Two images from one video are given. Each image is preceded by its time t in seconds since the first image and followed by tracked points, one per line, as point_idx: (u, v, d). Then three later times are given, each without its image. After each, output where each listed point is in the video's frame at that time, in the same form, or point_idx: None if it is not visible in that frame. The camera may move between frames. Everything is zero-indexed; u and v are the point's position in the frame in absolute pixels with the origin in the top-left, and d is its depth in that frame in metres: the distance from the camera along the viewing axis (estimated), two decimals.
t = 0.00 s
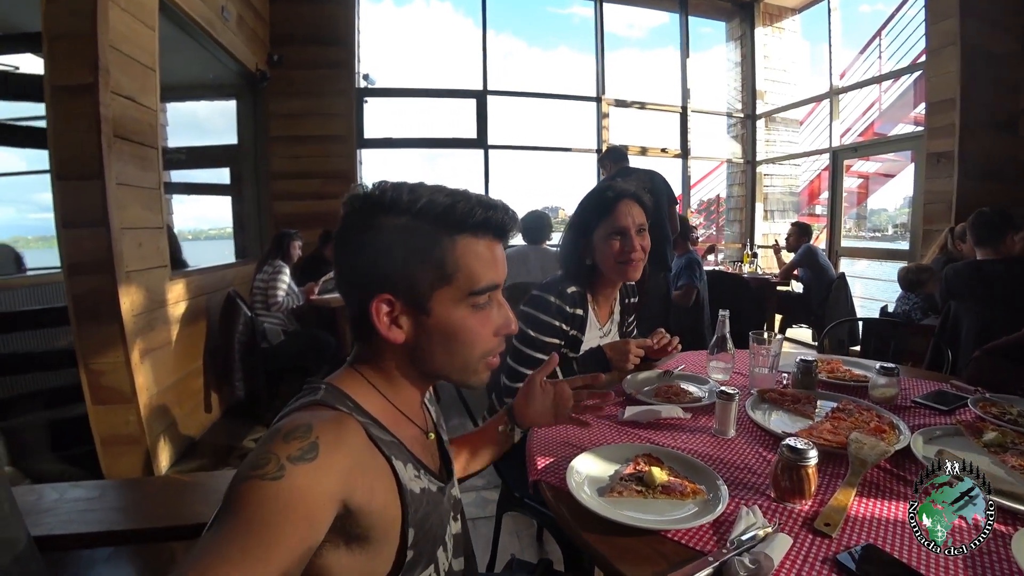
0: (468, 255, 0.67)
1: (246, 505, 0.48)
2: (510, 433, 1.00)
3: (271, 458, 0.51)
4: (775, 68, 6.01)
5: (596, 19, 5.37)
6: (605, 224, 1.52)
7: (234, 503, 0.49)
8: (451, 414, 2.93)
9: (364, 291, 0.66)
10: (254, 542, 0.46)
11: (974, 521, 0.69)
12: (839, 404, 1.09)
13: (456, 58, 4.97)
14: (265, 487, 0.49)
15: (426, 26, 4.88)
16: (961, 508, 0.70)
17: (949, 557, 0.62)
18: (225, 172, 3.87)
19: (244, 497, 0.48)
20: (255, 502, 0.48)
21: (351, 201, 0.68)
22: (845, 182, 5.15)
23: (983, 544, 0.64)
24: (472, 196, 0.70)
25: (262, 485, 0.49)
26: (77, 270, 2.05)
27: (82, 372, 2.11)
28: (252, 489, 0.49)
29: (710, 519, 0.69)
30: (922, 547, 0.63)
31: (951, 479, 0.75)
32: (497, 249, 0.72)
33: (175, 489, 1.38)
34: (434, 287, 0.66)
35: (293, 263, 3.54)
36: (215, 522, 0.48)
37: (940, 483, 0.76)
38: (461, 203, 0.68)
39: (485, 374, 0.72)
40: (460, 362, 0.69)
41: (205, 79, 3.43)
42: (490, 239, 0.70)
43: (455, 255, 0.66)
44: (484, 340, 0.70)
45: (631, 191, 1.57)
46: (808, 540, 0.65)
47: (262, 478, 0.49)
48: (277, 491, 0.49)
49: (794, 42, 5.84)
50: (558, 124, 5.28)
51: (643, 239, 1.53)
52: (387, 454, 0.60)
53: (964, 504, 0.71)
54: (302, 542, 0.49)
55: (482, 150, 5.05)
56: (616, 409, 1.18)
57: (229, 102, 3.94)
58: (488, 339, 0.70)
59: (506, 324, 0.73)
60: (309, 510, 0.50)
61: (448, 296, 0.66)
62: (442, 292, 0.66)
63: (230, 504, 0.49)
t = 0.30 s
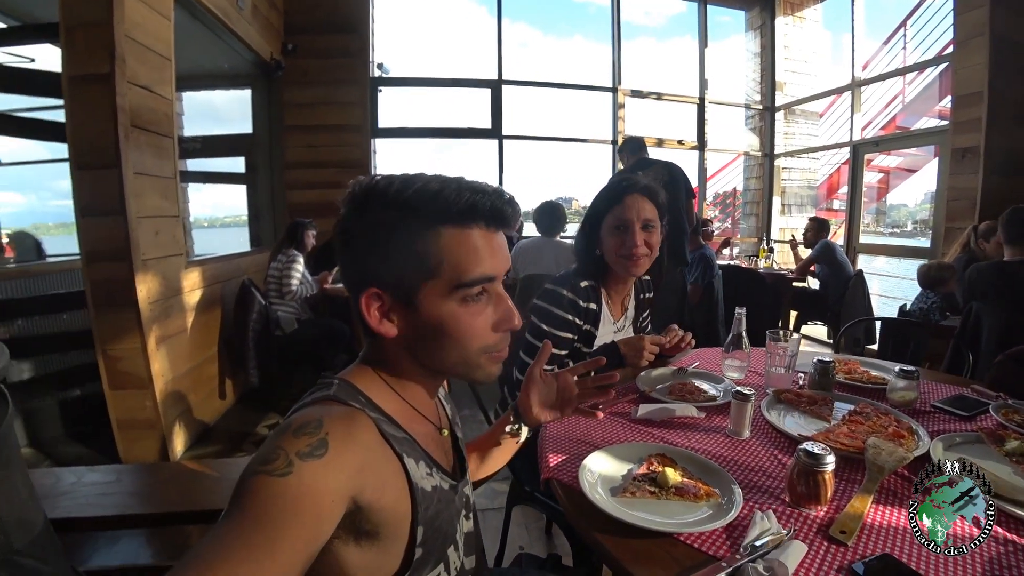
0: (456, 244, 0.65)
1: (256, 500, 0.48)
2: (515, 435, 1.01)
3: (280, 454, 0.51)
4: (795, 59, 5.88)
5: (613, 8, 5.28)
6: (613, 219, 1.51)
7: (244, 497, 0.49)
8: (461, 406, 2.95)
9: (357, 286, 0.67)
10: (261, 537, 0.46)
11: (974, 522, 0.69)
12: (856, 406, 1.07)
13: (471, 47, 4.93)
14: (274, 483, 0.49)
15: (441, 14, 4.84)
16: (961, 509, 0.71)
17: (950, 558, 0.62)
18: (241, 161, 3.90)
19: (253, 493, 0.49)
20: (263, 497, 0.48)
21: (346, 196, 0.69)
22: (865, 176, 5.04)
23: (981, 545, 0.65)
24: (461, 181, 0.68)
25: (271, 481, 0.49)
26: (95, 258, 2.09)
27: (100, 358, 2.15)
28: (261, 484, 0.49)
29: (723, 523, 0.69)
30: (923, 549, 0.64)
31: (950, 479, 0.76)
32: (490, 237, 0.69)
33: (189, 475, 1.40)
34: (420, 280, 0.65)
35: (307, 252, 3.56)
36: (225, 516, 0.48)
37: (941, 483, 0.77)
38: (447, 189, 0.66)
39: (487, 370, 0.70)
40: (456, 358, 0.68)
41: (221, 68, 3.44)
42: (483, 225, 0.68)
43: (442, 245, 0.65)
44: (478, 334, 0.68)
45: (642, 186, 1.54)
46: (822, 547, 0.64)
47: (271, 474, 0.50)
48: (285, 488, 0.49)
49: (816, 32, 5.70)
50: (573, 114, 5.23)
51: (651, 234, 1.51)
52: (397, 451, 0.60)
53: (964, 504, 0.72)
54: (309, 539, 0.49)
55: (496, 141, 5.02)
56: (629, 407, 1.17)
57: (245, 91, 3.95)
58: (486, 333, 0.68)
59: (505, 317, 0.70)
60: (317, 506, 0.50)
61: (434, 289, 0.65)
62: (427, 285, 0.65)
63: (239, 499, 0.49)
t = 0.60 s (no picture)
0: (437, 238, 0.65)
1: (263, 490, 0.49)
2: (514, 411, 1.00)
3: (286, 444, 0.52)
4: (806, 51, 5.79)
5: None
6: (614, 213, 1.51)
7: (251, 487, 0.49)
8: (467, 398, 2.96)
9: (347, 284, 0.68)
10: (269, 527, 0.47)
11: (975, 522, 0.68)
12: (862, 403, 1.07)
13: (478, 39, 4.90)
14: (280, 473, 0.49)
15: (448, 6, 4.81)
16: (962, 509, 0.70)
17: (952, 559, 0.62)
18: (248, 154, 3.91)
19: (260, 483, 0.49)
20: (271, 487, 0.49)
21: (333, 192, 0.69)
22: (876, 169, 4.97)
23: (983, 547, 0.64)
24: (441, 174, 0.67)
25: (277, 471, 0.50)
26: (106, 251, 2.11)
27: (110, 349, 2.18)
28: (268, 474, 0.50)
29: (725, 518, 0.69)
30: (922, 548, 0.63)
31: (951, 479, 0.76)
32: (475, 229, 0.68)
33: (197, 465, 1.42)
34: (404, 276, 0.64)
35: (314, 245, 3.58)
36: (233, 506, 0.49)
37: (941, 483, 0.76)
38: (426, 182, 0.65)
39: (478, 366, 0.70)
40: (445, 353, 0.68)
41: (228, 61, 3.45)
42: (465, 218, 0.67)
43: (423, 239, 0.64)
44: (465, 329, 0.68)
45: (645, 180, 1.53)
46: (826, 544, 0.64)
47: (278, 464, 0.50)
48: (291, 478, 0.49)
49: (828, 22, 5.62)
50: (581, 107, 5.19)
51: (650, 228, 1.49)
52: (402, 441, 0.60)
53: (964, 505, 0.71)
54: (317, 529, 0.49)
55: (503, 134, 5.00)
56: (634, 401, 1.17)
57: (253, 84, 3.96)
58: (474, 328, 0.68)
59: (494, 313, 0.70)
60: (323, 496, 0.50)
61: (417, 285, 0.65)
62: (412, 281, 0.65)
63: (247, 489, 0.50)
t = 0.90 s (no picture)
0: (437, 228, 0.65)
1: (271, 485, 0.50)
2: (524, 411, 1.00)
3: (295, 440, 0.53)
4: (820, 46, 5.70)
5: None
6: (622, 210, 1.51)
7: (260, 483, 0.50)
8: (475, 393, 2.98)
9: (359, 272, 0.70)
10: (277, 521, 0.48)
11: (975, 521, 0.69)
12: (869, 404, 1.06)
13: (487, 33, 4.88)
14: (289, 469, 0.50)
15: None
16: (961, 508, 0.71)
17: (949, 558, 0.62)
18: (258, 147, 3.93)
19: (269, 478, 0.50)
20: (279, 482, 0.50)
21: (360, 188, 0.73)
22: (889, 167, 4.90)
23: (982, 545, 0.65)
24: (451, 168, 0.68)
25: (285, 467, 0.51)
26: (118, 244, 2.14)
27: (123, 341, 2.22)
28: (277, 470, 0.51)
29: (728, 519, 0.69)
30: (922, 548, 0.64)
31: (952, 479, 0.76)
32: (478, 222, 0.67)
33: (206, 456, 1.44)
34: (403, 264, 0.64)
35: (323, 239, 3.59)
36: (242, 500, 0.50)
37: (942, 483, 0.77)
38: (438, 176, 0.66)
39: (470, 363, 0.68)
40: (435, 344, 0.66)
41: (239, 55, 3.46)
42: (472, 212, 0.67)
43: (425, 229, 0.64)
44: (457, 322, 0.66)
45: (654, 178, 1.52)
46: (830, 547, 0.64)
47: (287, 459, 0.51)
48: (299, 473, 0.50)
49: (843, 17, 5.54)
50: (591, 101, 5.17)
51: (657, 226, 1.49)
52: (409, 438, 0.61)
53: (964, 504, 0.72)
54: (324, 524, 0.50)
55: (512, 128, 4.98)
56: (640, 399, 1.17)
57: (263, 78, 3.98)
58: (463, 326, 0.66)
59: (489, 310, 0.67)
60: (331, 491, 0.51)
61: (415, 273, 0.64)
62: (411, 269, 0.64)
63: (256, 484, 0.51)
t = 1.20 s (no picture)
0: (444, 214, 0.66)
1: (273, 469, 0.50)
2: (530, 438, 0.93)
3: (298, 427, 0.53)
4: (826, 36, 5.63)
5: None
6: (627, 201, 1.51)
7: (263, 467, 0.51)
8: (481, 388, 2.99)
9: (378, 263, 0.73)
10: (275, 505, 0.48)
11: (975, 522, 0.67)
12: (876, 394, 1.06)
13: (490, 27, 4.86)
14: (289, 454, 0.51)
15: None
16: (961, 508, 0.69)
17: (949, 558, 0.60)
18: (262, 145, 3.94)
19: (271, 463, 0.51)
20: (281, 467, 0.50)
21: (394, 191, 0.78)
22: (896, 158, 4.84)
23: (983, 546, 0.62)
24: (463, 164, 0.71)
25: (287, 452, 0.51)
26: (125, 243, 2.15)
27: (130, 338, 2.24)
28: (279, 455, 0.51)
29: (734, 508, 0.69)
30: (921, 549, 0.62)
31: (951, 479, 0.75)
32: (482, 208, 0.68)
33: (214, 452, 1.46)
34: (410, 246, 0.67)
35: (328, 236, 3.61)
36: (245, 484, 0.51)
37: (941, 483, 0.74)
38: (451, 169, 0.69)
39: (463, 346, 0.66)
40: (427, 322, 0.66)
41: (242, 53, 3.47)
42: (478, 199, 0.68)
43: (432, 214, 0.66)
44: (448, 302, 0.65)
45: (659, 169, 1.52)
46: (835, 535, 0.64)
47: (289, 445, 0.52)
48: (299, 459, 0.51)
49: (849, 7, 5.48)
50: (595, 95, 5.14)
51: (661, 218, 1.49)
52: (412, 429, 0.61)
53: (964, 504, 0.70)
54: (323, 511, 0.50)
55: (515, 123, 4.97)
56: (645, 391, 1.17)
57: (265, 76, 3.99)
58: (454, 307, 0.65)
59: (480, 293, 0.66)
60: (330, 479, 0.51)
61: (418, 254, 0.66)
62: (414, 250, 0.66)
63: (259, 468, 0.52)
